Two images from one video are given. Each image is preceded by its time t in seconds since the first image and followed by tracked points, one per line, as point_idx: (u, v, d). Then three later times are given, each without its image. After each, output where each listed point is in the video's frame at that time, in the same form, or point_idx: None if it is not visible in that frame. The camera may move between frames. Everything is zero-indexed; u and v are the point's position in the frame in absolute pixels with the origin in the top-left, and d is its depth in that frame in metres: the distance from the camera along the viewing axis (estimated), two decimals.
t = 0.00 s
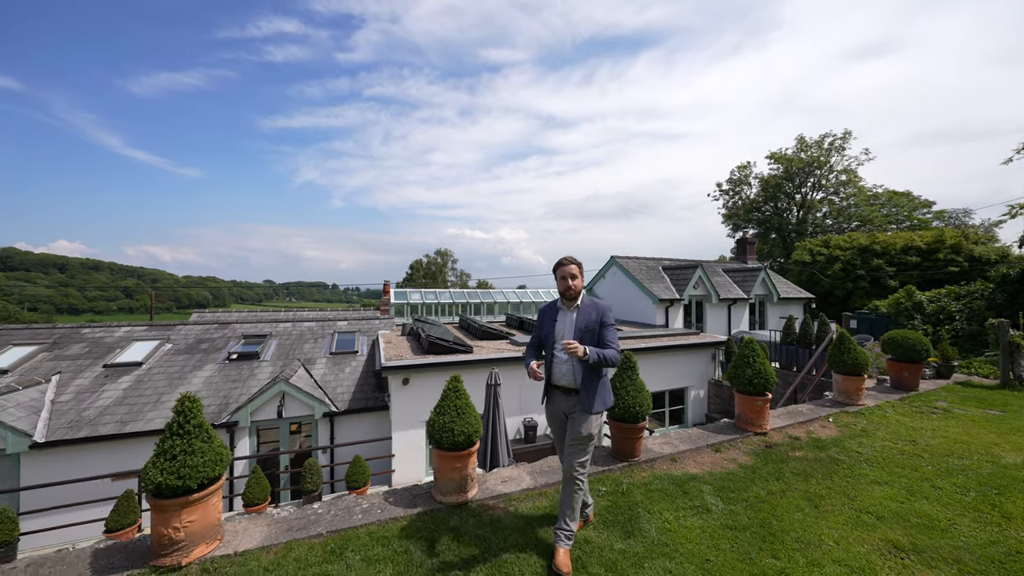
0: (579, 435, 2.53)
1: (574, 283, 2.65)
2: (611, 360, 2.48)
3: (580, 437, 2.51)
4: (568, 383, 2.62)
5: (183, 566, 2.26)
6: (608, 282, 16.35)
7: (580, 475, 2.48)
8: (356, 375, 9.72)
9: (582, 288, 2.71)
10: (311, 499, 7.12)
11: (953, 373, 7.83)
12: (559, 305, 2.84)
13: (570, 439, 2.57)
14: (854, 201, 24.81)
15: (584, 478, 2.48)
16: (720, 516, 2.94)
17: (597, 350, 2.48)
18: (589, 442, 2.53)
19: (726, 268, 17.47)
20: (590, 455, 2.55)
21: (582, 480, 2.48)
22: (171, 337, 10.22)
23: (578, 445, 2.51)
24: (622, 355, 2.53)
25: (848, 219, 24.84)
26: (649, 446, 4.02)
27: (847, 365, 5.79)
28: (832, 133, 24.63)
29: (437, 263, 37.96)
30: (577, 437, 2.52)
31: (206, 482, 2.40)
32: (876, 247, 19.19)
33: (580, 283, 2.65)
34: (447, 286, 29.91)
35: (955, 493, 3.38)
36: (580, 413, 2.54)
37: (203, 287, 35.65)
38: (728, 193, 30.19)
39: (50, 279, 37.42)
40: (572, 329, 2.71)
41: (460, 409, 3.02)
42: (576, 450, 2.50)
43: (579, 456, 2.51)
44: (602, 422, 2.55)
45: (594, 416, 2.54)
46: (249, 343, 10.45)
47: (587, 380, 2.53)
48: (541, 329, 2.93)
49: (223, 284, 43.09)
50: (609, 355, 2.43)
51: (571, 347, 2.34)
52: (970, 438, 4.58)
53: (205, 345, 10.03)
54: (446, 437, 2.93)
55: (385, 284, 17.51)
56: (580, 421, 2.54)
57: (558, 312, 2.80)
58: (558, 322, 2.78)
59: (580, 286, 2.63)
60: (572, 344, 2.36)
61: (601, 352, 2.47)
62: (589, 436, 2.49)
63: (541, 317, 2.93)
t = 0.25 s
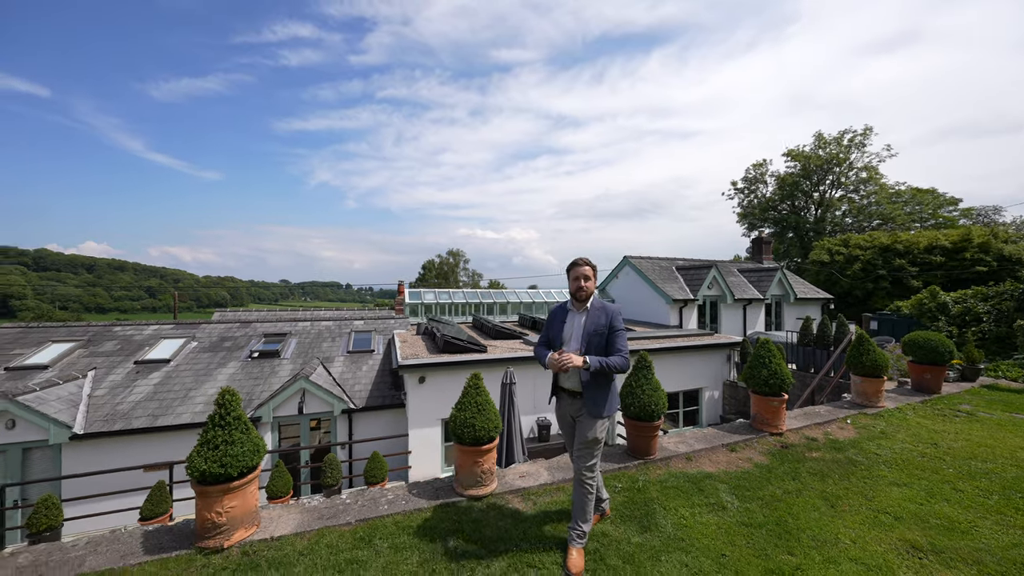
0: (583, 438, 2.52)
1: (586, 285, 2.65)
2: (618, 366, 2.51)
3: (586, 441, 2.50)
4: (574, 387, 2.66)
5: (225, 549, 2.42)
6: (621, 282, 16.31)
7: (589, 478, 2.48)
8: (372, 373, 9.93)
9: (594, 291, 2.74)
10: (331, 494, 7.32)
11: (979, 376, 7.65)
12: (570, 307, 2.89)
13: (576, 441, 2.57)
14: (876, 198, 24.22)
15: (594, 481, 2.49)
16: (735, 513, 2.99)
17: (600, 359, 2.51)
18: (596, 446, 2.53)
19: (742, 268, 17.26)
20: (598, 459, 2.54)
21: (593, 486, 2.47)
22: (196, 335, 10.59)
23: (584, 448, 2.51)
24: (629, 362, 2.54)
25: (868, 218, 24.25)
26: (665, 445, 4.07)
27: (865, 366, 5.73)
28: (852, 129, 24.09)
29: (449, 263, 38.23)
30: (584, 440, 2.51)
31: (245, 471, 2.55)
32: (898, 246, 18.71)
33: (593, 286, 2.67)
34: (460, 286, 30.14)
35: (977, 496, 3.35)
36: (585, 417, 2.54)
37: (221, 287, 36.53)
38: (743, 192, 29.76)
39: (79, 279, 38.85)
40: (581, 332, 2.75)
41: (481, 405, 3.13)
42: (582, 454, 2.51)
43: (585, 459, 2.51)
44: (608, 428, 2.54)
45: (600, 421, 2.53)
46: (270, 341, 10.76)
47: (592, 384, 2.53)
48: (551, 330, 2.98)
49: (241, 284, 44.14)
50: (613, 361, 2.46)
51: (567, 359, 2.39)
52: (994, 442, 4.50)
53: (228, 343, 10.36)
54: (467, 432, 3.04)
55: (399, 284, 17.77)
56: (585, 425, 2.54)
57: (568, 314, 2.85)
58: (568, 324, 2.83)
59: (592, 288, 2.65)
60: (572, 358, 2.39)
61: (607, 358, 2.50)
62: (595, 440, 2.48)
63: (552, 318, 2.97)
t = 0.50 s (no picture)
0: (592, 441, 2.54)
1: (595, 286, 2.67)
2: (621, 365, 2.46)
3: (596, 445, 2.52)
4: (581, 387, 2.66)
5: (260, 534, 2.58)
6: (635, 282, 16.26)
7: (603, 485, 2.50)
8: (389, 372, 10.13)
9: (604, 291, 2.74)
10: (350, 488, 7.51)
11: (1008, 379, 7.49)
12: (580, 307, 2.89)
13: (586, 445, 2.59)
14: (898, 196, 23.58)
15: (609, 487, 2.51)
16: (751, 512, 3.03)
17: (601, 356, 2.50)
18: (606, 450, 2.53)
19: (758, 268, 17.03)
20: (609, 464, 2.55)
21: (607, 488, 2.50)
22: (219, 333, 10.96)
23: (594, 452, 2.52)
24: (634, 360, 2.48)
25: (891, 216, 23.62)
26: (680, 444, 4.11)
27: (885, 368, 5.65)
28: (873, 125, 23.51)
29: (461, 264, 38.51)
30: (594, 444, 2.54)
31: (279, 461, 2.70)
32: (922, 245, 18.19)
33: (602, 286, 2.68)
34: (472, 286, 30.35)
35: (1001, 499, 3.32)
36: (593, 419, 2.56)
37: (240, 287, 37.49)
38: (760, 190, 29.29)
39: (106, 279, 40.36)
40: (589, 332, 2.74)
41: (501, 402, 3.24)
42: (592, 457, 2.51)
43: (598, 465, 2.52)
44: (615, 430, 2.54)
45: (607, 423, 2.53)
46: (290, 340, 11.05)
47: (598, 385, 2.53)
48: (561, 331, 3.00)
49: (259, 284, 45.20)
50: (616, 360, 2.43)
51: (573, 358, 2.47)
52: (1020, 446, 4.42)
53: (250, 341, 10.69)
54: (487, 428, 3.14)
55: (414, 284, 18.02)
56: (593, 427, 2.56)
57: (578, 315, 2.87)
58: (577, 324, 2.84)
59: (601, 289, 2.66)
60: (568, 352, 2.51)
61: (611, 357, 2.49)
62: (605, 445, 2.50)
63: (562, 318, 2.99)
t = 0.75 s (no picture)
0: (603, 442, 2.55)
1: (601, 285, 2.67)
2: (631, 365, 2.48)
3: (607, 445, 2.53)
4: (590, 388, 2.61)
5: (293, 524, 2.71)
6: (649, 283, 16.18)
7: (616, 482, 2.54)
8: (405, 371, 10.31)
9: (610, 291, 2.74)
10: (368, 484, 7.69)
11: None
12: (586, 307, 2.88)
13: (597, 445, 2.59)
14: (923, 193, 22.90)
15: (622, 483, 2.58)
16: (768, 511, 3.06)
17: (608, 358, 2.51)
18: (616, 450, 2.55)
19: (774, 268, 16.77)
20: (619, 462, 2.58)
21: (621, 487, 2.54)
22: (242, 332, 11.31)
23: (606, 451, 2.54)
24: (643, 360, 2.50)
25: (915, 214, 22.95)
26: (696, 444, 4.14)
27: (907, 370, 5.56)
28: (896, 120, 22.88)
29: (473, 264, 38.74)
30: (604, 444, 2.55)
31: (311, 454, 2.83)
32: (948, 244, 17.63)
33: (609, 286, 2.69)
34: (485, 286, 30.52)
35: None
36: (603, 419, 2.56)
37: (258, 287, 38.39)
38: (777, 188, 28.77)
39: (132, 279, 41.80)
40: (596, 332, 2.73)
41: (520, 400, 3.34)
42: (607, 456, 2.53)
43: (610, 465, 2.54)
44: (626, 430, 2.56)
45: (617, 422, 2.54)
46: (309, 339, 11.33)
47: (609, 385, 2.54)
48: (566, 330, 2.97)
49: (277, 285, 46.17)
50: (626, 360, 2.45)
51: (583, 358, 2.45)
52: None
53: (271, 340, 11.00)
54: (507, 425, 3.24)
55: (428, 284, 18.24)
56: (603, 427, 2.56)
57: (584, 315, 2.85)
58: (584, 324, 2.82)
59: (608, 288, 2.67)
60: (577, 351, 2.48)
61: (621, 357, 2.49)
62: (616, 446, 2.51)
63: (569, 319, 2.98)
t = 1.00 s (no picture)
0: (608, 445, 2.55)
1: (601, 289, 2.63)
2: (636, 370, 2.49)
3: (611, 449, 2.54)
4: (592, 393, 2.58)
5: (322, 515, 2.85)
6: (663, 283, 16.07)
7: (625, 484, 2.57)
8: (420, 370, 10.48)
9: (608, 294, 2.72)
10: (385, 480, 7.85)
11: None
12: (584, 311, 2.84)
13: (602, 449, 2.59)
14: (950, 190, 22.16)
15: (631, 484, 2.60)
16: (785, 513, 3.07)
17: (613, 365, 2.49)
18: (620, 452, 2.57)
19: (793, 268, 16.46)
20: (624, 464, 2.60)
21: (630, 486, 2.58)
22: (263, 330, 11.66)
23: (611, 454, 2.55)
24: (646, 363, 2.54)
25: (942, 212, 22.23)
26: (712, 445, 4.16)
27: (931, 374, 5.45)
28: (921, 115, 22.19)
29: (486, 264, 38.94)
30: (609, 448, 2.55)
31: (338, 449, 2.94)
32: (977, 243, 17.03)
33: (608, 289, 2.65)
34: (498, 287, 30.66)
35: None
36: (606, 423, 2.55)
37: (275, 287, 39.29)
38: (795, 186, 28.20)
39: (156, 279, 43.24)
40: (597, 336, 2.70)
41: (537, 399, 3.42)
42: (612, 458, 2.55)
43: (615, 467, 2.57)
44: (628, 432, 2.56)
45: (620, 426, 2.54)
46: (327, 338, 11.60)
47: (612, 389, 2.50)
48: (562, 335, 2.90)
49: (293, 285, 47.14)
50: (632, 366, 2.44)
51: (590, 365, 2.36)
52: None
53: (291, 339, 11.31)
54: (525, 424, 3.31)
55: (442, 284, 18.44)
56: (608, 431, 2.56)
57: (584, 318, 2.81)
58: (584, 328, 2.77)
59: (607, 292, 2.63)
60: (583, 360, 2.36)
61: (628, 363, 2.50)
62: (621, 448, 2.53)
63: (566, 323, 2.91)
